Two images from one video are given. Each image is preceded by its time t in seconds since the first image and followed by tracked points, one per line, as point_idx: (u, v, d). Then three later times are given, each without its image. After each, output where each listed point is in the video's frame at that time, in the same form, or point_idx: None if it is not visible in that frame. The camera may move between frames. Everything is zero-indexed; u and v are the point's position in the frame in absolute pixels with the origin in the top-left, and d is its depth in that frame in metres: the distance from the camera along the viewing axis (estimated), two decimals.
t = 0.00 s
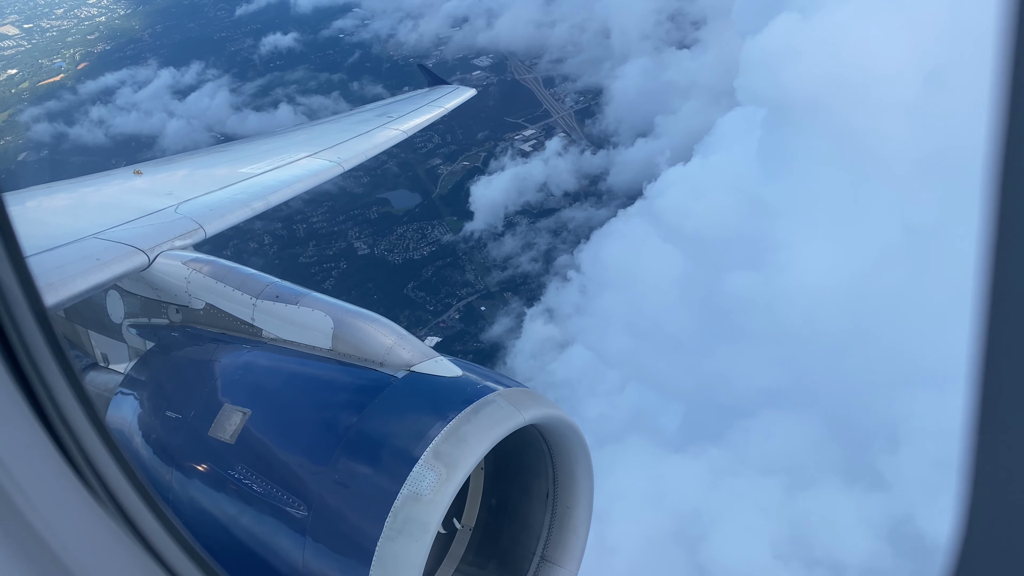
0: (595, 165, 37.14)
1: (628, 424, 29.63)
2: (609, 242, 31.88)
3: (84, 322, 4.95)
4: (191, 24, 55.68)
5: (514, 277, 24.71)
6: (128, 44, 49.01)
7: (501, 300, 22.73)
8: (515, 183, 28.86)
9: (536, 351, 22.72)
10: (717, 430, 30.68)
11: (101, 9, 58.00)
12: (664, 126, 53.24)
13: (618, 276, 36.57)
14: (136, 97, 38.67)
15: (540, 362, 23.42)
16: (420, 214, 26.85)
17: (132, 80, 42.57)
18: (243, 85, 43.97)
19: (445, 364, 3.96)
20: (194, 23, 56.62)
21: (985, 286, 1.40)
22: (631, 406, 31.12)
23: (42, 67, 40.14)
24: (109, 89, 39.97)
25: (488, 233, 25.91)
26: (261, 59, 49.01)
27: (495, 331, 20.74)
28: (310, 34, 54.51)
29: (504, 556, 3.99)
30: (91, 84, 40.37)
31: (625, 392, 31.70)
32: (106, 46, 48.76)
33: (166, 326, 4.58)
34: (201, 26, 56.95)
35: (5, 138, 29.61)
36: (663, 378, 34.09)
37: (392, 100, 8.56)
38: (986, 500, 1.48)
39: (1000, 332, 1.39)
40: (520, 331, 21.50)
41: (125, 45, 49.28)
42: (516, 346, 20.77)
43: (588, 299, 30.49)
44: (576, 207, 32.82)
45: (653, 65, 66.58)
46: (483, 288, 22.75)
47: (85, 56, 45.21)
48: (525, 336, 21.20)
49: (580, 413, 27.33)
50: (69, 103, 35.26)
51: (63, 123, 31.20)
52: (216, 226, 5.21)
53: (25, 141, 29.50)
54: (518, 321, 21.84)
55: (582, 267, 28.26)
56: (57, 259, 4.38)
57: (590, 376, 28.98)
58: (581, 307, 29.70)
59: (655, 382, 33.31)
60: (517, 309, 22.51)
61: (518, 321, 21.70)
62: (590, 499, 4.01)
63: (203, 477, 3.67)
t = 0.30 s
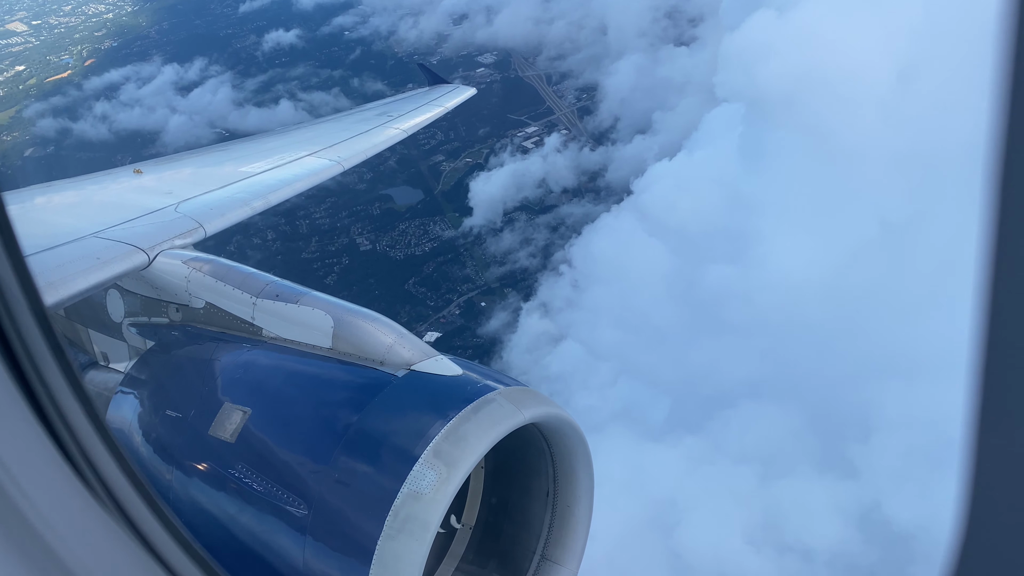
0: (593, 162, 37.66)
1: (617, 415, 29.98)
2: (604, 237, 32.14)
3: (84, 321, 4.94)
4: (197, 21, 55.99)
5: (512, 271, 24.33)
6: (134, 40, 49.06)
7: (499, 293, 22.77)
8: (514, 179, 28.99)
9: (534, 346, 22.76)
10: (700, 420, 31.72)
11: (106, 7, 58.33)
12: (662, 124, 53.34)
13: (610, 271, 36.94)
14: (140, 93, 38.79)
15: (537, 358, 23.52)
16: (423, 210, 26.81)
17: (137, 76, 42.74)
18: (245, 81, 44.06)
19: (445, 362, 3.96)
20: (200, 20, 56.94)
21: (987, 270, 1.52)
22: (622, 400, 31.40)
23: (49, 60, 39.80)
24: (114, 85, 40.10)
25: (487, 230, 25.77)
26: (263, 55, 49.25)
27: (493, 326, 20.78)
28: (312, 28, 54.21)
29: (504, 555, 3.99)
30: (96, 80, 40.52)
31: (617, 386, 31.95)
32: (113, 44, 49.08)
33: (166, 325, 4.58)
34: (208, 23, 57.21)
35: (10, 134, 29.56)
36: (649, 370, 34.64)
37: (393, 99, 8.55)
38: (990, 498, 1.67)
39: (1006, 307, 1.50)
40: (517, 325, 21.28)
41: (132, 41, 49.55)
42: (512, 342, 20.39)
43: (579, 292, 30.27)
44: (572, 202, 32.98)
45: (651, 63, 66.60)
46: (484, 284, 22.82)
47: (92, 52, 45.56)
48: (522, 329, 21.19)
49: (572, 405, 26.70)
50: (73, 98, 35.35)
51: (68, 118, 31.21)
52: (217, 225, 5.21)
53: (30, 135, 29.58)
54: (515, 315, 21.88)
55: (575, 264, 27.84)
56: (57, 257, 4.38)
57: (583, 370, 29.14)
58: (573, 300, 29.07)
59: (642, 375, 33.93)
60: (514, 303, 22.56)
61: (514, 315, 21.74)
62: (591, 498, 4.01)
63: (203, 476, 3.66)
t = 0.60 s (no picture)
0: (591, 158, 38.06)
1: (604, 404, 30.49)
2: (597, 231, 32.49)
3: (84, 320, 4.94)
4: (204, 17, 56.38)
5: (508, 267, 24.72)
6: (141, 37, 49.64)
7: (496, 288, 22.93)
8: (513, 174, 29.12)
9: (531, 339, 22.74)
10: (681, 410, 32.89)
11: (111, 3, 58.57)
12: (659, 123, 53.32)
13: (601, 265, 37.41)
14: (144, 89, 38.91)
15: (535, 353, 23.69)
16: (425, 206, 26.83)
17: (140, 71, 42.91)
18: (246, 77, 44.22)
19: (445, 362, 3.96)
20: (207, 17, 57.25)
21: (990, 265, 1.78)
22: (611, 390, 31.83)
23: (56, 56, 40.30)
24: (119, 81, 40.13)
25: (486, 224, 26.12)
26: (266, 51, 49.74)
27: (491, 320, 20.87)
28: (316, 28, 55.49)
29: (503, 555, 3.99)
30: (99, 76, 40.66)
31: (609, 379, 31.91)
32: (120, 40, 49.44)
33: (166, 324, 4.58)
34: (214, 19, 57.37)
35: (16, 129, 29.67)
36: (633, 361, 35.29)
37: (393, 98, 8.56)
38: (986, 500, 1.92)
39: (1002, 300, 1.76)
40: (513, 320, 21.39)
41: (139, 37, 49.82)
42: (508, 335, 20.75)
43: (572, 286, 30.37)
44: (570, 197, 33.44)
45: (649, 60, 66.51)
46: (485, 281, 22.94)
47: (100, 49, 46.40)
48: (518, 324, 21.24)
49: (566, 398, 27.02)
50: (77, 93, 35.46)
51: (72, 113, 31.37)
52: (217, 224, 5.21)
53: (35, 131, 29.69)
54: (512, 309, 21.96)
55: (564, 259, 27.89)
56: (57, 256, 4.39)
57: (576, 363, 29.33)
58: (566, 292, 29.34)
59: (630, 367, 34.34)
60: (511, 298, 22.68)
61: (511, 309, 21.82)
62: (591, 497, 4.01)
63: (203, 476, 3.67)
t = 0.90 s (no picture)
0: (589, 154, 38.15)
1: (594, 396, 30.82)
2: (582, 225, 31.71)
3: (84, 320, 4.94)
4: (211, 14, 56.72)
5: (506, 261, 24.80)
6: (148, 31, 49.77)
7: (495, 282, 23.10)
8: (512, 169, 29.15)
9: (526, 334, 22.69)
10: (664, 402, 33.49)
11: None
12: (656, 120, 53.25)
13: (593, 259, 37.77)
14: (148, 83, 39.01)
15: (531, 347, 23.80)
16: (427, 202, 26.79)
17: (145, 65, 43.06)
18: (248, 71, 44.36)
19: (445, 361, 3.96)
20: (214, 13, 57.51)
21: (993, 247, 1.76)
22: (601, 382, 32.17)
23: (63, 51, 40.63)
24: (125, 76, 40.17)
25: (484, 219, 26.29)
26: (268, 46, 49.75)
27: (489, 313, 20.98)
28: (318, 24, 55.63)
29: (503, 555, 3.99)
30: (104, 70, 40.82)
31: (600, 371, 32.50)
32: (127, 35, 49.75)
33: (166, 324, 4.58)
34: (221, 15, 57.63)
35: (20, 124, 29.69)
36: (619, 352, 35.69)
37: (393, 97, 8.57)
38: (984, 494, 1.95)
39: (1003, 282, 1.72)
40: (510, 313, 21.48)
41: (146, 33, 50.05)
42: (505, 328, 20.51)
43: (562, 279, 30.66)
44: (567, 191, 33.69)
45: (647, 56, 66.28)
46: (484, 276, 23.10)
47: (106, 43, 46.78)
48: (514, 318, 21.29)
49: (559, 390, 27.17)
50: (82, 88, 35.62)
51: (75, 108, 31.36)
52: (217, 224, 5.21)
53: (40, 125, 29.80)
54: (508, 302, 22.03)
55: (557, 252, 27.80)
56: (57, 256, 4.39)
57: (569, 356, 29.52)
58: (556, 285, 29.33)
59: (617, 359, 34.81)
60: (508, 292, 22.80)
61: (507, 303, 21.89)
62: (590, 496, 4.01)
63: (203, 475, 3.67)
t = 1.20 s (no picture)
0: (586, 149, 38.16)
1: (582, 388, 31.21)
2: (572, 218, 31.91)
3: (84, 319, 4.95)
4: (216, 9, 56.97)
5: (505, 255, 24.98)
6: (153, 27, 49.88)
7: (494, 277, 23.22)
8: (510, 164, 29.20)
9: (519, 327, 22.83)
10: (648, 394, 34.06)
11: None
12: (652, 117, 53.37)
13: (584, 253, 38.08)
14: (151, 78, 39.13)
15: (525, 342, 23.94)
16: (428, 197, 26.72)
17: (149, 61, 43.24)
18: (248, 67, 44.49)
19: (445, 360, 3.96)
20: (220, 9, 57.68)
21: (989, 238, 1.78)
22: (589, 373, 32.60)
23: (70, 46, 40.87)
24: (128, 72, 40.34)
25: (483, 214, 26.42)
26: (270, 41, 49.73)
27: (485, 307, 21.05)
28: (319, 20, 55.74)
29: (503, 553, 4.00)
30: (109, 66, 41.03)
31: (591, 364, 33.01)
32: (133, 31, 50.03)
33: (166, 322, 4.58)
34: (227, 10, 57.79)
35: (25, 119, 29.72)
36: (604, 343, 36.18)
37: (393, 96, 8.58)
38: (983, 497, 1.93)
39: (999, 271, 1.73)
40: (505, 307, 21.55)
41: (152, 28, 50.23)
42: (500, 322, 20.69)
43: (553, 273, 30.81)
44: (566, 186, 33.82)
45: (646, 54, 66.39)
46: (484, 271, 23.19)
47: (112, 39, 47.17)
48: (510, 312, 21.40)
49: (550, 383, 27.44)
50: (87, 84, 35.79)
51: (79, 102, 31.33)
52: (217, 222, 5.22)
53: (44, 119, 29.88)
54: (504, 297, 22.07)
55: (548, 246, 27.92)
56: (57, 254, 4.40)
57: (562, 349, 29.82)
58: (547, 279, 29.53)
59: (602, 351, 35.27)
60: (504, 286, 22.88)
61: (503, 297, 21.95)
62: (590, 494, 4.02)
63: (203, 473, 3.67)
